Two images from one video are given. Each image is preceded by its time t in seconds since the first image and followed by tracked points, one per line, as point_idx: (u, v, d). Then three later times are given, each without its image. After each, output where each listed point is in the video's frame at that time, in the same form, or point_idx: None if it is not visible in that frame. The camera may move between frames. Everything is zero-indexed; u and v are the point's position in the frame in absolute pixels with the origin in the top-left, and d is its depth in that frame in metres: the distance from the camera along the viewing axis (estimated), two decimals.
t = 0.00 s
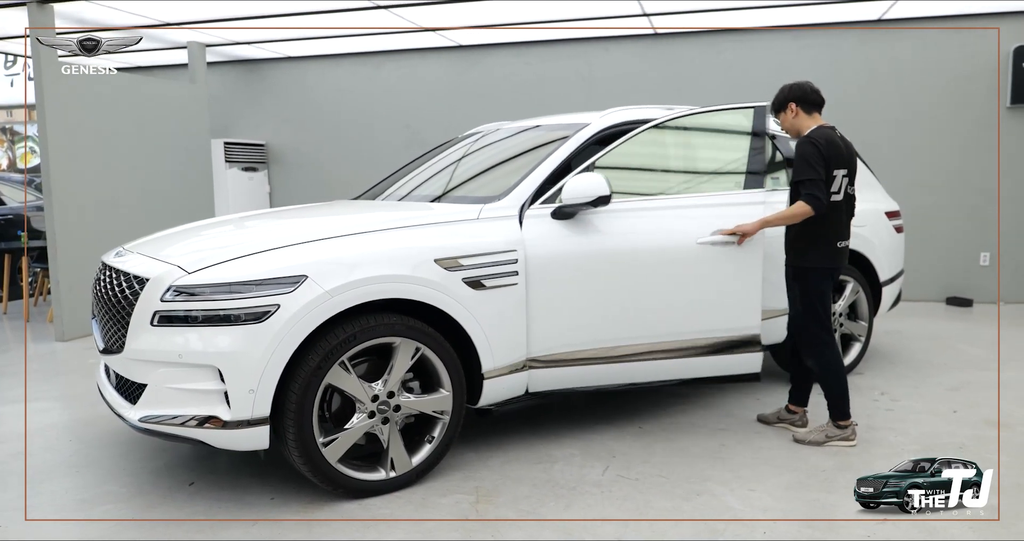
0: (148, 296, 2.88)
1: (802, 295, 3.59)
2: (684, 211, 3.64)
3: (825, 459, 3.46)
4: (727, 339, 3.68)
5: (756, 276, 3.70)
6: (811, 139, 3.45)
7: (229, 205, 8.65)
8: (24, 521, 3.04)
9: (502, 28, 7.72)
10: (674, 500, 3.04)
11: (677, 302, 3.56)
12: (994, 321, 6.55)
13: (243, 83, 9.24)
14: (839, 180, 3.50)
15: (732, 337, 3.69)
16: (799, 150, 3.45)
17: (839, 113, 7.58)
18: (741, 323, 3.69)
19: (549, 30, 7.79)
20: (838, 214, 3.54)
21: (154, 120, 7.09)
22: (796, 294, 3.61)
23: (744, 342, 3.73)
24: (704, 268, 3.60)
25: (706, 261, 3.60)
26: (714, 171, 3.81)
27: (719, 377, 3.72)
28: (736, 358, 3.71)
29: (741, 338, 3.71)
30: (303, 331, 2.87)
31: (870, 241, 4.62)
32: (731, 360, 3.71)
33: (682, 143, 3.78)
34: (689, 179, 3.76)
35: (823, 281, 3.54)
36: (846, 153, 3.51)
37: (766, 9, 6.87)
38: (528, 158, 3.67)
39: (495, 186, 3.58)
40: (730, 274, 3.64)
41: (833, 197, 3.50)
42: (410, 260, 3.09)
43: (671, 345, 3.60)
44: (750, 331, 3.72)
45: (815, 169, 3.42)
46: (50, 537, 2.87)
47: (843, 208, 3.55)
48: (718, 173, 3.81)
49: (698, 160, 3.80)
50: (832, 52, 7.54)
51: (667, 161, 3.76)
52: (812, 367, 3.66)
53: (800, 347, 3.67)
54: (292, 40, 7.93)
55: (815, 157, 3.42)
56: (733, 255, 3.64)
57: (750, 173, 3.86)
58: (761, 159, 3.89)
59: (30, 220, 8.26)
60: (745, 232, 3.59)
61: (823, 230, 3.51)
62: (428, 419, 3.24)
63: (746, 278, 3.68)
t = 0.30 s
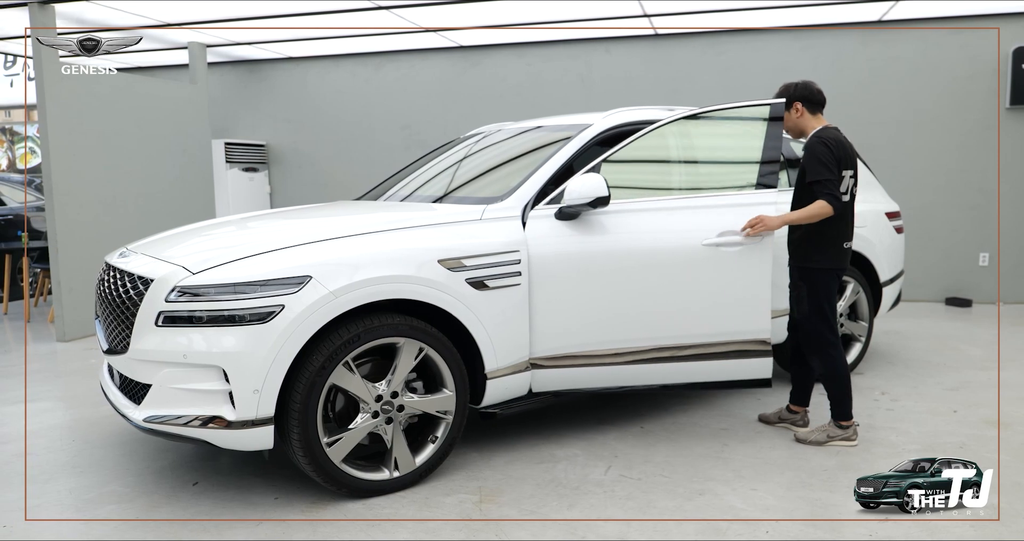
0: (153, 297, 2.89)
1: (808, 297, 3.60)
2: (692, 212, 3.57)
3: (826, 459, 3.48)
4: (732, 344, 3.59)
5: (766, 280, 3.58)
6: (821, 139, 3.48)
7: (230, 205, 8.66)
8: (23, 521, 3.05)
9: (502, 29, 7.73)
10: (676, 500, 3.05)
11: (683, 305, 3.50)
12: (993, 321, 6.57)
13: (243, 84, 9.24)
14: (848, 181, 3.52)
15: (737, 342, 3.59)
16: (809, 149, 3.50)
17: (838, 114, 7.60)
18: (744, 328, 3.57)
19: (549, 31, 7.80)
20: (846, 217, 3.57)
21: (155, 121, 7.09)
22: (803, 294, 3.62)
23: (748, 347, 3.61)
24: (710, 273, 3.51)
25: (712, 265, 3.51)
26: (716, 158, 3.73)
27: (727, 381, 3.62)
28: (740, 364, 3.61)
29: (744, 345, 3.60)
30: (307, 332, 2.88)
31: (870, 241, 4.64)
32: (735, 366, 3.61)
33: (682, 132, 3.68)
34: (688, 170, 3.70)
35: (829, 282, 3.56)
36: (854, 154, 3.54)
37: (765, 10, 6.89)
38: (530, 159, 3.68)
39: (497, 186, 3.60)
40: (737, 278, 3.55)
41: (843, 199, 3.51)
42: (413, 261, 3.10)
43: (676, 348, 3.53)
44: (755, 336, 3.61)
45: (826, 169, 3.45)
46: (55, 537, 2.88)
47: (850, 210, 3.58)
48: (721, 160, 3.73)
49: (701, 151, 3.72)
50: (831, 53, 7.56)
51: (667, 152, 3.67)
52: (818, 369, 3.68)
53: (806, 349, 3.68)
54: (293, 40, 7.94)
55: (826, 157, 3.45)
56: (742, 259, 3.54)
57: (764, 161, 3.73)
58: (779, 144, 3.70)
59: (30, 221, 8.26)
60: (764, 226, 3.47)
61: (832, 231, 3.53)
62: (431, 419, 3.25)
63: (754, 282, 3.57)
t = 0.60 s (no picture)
0: (157, 297, 2.90)
1: (816, 296, 3.61)
2: (696, 212, 3.47)
3: (827, 459, 3.49)
4: (736, 349, 3.46)
5: (772, 284, 3.42)
6: (834, 139, 3.52)
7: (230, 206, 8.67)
8: (24, 521, 3.06)
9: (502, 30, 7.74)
10: (679, 500, 3.07)
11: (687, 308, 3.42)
12: (992, 321, 6.58)
13: (243, 84, 9.24)
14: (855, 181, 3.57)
15: (741, 346, 3.46)
16: (821, 150, 3.52)
17: (838, 115, 7.63)
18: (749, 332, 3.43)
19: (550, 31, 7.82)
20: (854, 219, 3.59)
21: (156, 121, 7.09)
22: (811, 294, 3.62)
23: (753, 352, 3.46)
24: (713, 276, 3.41)
25: (714, 268, 3.41)
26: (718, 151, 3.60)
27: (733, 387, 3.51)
28: (746, 367, 3.47)
29: (748, 349, 3.46)
30: (312, 332, 2.88)
31: (871, 242, 4.66)
32: (740, 372, 3.47)
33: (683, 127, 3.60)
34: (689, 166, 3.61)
35: (836, 282, 3.57)
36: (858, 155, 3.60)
37: (766, 11, 6.90)
38: (533, 159, 3.69)
39: (500, 186, 3.61)
40: (743, 281, 3.42)
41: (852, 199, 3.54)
42: (416, 261, 3.11)
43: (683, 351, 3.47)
44: (760, 341, 3.45)
45: (840, 169, 3.48)
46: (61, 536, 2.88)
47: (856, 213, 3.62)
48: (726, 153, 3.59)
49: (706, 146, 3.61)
50: (831, 54, 7.58)
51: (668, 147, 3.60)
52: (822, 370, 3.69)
53: (812, 350, 3.70)
54: (294, 40, 7.95)
55: (840, 157, 3.49)
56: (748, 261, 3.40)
57: (775, 152, 3.53)
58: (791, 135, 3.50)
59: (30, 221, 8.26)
60: (786, 211, 3.38)
61: (842, 233, 3.55)
62: (434, 419, 3.26)
63: (760, 285, 3.43)
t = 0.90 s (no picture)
0: (161, 297, 2.90)
1: (818, 297, 3.63)
2: (699, 213, 3.48)
3: (829, 458, 3.50)
4: (740, 351, 3.45)
5: (778, 286, 3.39)
6: (839, 142, 3.53)
7: (230, 206, 8.69)
8: (25, 521, 3.06)
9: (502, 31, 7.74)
10: (681, 499, 3.08)
11: (690, 309, 3.43)
12: (991, 322, 6.60)
13: (243, 84, 9.25)
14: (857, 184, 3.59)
15: (745, 349, 3.45)
16: (826, 153, 3.54)
17: (837, 116, 7.65)
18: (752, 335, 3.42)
19: (550, 32, 7.83)
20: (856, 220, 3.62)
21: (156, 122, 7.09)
22: (813, 294, 3.63)
23: (758, 355, 3.45)
24: (716, 277, 3.42)
25: (716, 268, 3.41)
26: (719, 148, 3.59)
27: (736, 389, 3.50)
28: (751, 373, 3.46)
29: (753, 351, 3.45)
30: (316, 333, 2.89)
31: (871, 243, 4.68)
32: (745, 376, 3.47)
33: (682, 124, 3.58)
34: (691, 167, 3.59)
35: (839, 283, 3.59)
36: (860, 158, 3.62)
37: (767, 13, 6.92)
38: (535, 160, 3.70)
39: (502, 187, 3.62)
40: (746, 282, 3.41)
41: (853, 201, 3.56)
42: (420, 261, 3.12)
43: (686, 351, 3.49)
44: (766, 345, 3.44)
45: (843, 172, 3.51)
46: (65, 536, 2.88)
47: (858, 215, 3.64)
48: (726, 150, 3.57)
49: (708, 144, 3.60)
50: (830, 56, 7.61)
51: (668, 146, 3.60)
52: (823, 370, 3.71)
53: (814, 350, 3.72)
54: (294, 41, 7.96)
55: (843, 160, 3.51)
56: (751, 262, 3.41)
57: (783, 147, 3.45)
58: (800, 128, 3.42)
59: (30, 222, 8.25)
60: (794, 201, 3.40)
61: (844, 234, 3.57)
62: (437, 419, 3.27)
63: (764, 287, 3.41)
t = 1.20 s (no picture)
0: (164, 298, 2.89)
1: (815, 297, 3.65)
2: (700, 214, 3.48)
3: (830, 458, 3.52)
4: (743, 353, 3.46)
5: (778, 289, 3.41)
6: (837, 145, 3.55)
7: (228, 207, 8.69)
8: (26, 521, 3.05)
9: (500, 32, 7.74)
10: (683, 498, 3.09)
11: (692, 309, 3.44)
12: (987, 322, 6.63)
13: (240, 84, 9.23)
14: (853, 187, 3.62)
15: (748, 351, 3.45)
16: (824, 155, 3.56)
17: (835, 118, 7.68)
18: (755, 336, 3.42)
19: (549, 33, 7.84)
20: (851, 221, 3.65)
21: (152, 122, 7.06)
22: (810, 295, 3.65)
23: (761, 357, 3.45)
24: (718, 277, 3.42)
25: (717, 269, 3.42)
26: (718, 148, 3.61)
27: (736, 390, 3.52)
28: (751, 375, 3.47)
29: (755, 353, 3.45)
30: (319, 333, 2.89)
31: (870, 243, 4.70)
32: (747, 377, 3.47)
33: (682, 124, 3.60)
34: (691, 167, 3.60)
35: (834, 283, 3.62)
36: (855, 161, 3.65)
37: (765, 14, 6.95)
38: (538, 160, 3.71)
39: (504, 188, 3.63)
40: (747, 283, 3.42)
41: (847, 203, 3.60)
42: (423, 261, 3.12)
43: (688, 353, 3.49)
44: (769, 347, 3.44)
45: (839, 175, 3.53)
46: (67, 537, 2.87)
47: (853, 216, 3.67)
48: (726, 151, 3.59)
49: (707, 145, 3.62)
50: (828, 57, 7.63)
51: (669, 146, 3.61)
52: (822, 370, 3.72)
53: (813, 350, 3.72)
54: (293, 41, 7.95)
55: (840, 163, 3.54)
56: (752, 263, 3.41)
57: (788, 145, 3.46)
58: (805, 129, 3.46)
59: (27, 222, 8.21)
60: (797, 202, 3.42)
61: (840, 234, 3.59)
62: (439, 419, 3.27)
63: (765, 288, 3.42)
